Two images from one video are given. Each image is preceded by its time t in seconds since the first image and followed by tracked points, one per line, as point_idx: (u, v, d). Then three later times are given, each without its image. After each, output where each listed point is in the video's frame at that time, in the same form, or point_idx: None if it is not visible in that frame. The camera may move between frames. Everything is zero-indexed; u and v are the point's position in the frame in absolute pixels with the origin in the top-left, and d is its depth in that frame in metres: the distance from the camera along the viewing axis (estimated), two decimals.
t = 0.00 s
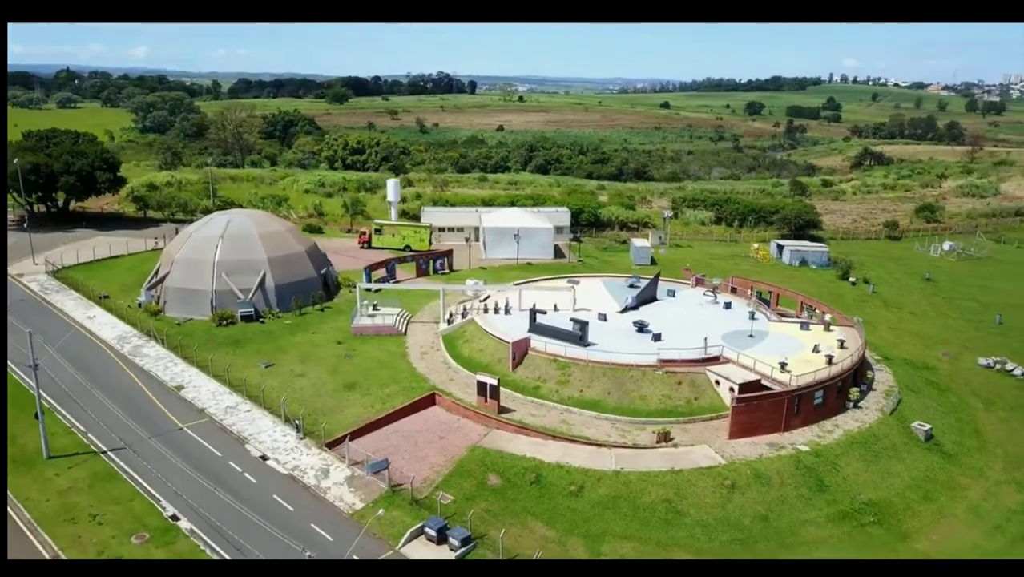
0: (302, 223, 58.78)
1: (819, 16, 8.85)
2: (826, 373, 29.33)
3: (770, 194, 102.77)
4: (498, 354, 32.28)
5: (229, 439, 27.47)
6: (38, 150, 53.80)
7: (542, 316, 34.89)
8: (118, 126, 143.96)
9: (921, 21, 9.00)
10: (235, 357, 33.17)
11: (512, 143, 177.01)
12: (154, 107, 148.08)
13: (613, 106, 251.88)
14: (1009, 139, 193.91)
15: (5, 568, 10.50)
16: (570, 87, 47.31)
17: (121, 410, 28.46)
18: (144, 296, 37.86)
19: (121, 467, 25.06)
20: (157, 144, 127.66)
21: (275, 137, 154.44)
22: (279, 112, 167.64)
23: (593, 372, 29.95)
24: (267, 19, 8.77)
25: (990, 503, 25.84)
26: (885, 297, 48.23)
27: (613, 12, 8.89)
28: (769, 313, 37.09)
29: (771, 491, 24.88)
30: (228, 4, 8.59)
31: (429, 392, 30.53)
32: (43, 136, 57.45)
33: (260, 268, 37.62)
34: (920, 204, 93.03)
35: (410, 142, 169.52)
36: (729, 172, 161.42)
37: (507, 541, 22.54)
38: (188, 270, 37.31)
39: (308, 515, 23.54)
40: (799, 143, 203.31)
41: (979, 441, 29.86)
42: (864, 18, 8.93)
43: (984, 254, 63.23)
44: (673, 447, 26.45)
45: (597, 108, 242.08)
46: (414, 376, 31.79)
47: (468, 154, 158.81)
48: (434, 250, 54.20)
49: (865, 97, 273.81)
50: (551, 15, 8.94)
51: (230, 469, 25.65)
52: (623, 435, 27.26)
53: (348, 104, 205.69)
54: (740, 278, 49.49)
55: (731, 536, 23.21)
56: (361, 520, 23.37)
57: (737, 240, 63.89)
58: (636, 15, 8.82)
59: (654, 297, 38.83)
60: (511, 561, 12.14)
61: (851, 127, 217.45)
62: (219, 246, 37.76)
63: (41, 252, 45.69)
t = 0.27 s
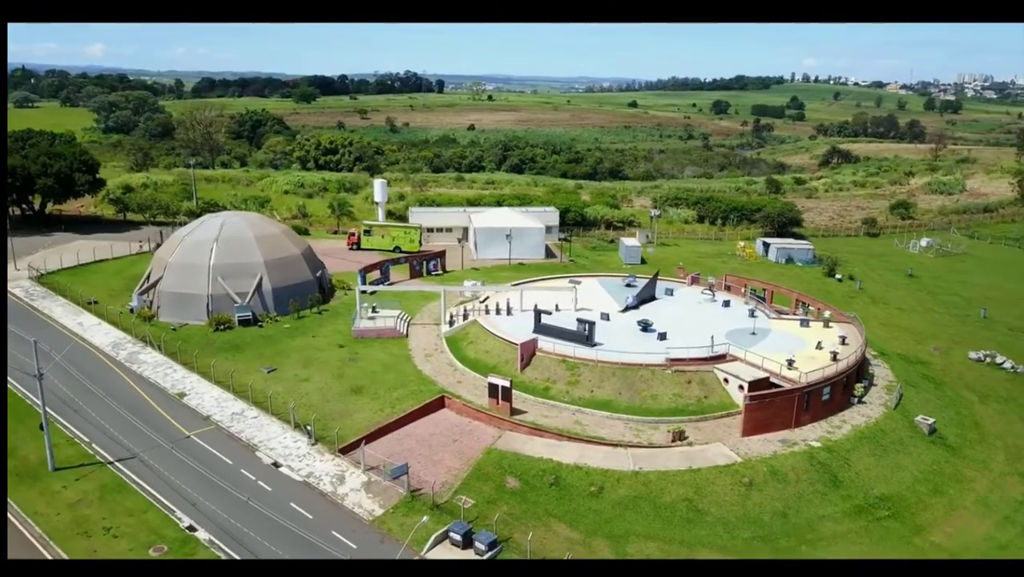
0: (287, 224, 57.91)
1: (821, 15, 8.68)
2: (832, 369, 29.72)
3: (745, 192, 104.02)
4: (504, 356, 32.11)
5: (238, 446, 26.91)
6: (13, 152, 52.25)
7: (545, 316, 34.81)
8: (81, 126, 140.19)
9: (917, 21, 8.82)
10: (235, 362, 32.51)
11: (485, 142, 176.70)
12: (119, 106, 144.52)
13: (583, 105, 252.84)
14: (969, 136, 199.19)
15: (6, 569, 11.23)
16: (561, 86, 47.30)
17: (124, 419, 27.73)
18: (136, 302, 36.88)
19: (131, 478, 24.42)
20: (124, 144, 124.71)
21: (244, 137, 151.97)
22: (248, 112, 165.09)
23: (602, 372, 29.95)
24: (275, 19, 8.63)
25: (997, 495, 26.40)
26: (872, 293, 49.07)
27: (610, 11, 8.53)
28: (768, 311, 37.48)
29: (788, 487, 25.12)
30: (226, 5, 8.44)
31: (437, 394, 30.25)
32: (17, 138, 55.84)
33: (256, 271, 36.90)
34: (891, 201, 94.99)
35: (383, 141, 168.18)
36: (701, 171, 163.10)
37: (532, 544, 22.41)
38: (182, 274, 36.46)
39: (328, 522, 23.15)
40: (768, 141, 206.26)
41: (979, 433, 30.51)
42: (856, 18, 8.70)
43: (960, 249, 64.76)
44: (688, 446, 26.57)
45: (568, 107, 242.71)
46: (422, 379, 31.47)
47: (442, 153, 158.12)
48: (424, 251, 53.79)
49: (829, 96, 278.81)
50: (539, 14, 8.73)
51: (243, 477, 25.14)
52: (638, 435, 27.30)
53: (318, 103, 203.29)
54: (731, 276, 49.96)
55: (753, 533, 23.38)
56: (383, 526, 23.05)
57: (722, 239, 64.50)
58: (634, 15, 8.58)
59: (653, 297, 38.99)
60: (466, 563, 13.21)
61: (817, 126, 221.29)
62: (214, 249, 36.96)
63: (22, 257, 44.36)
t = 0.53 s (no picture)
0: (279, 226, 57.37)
1: (860, 15, 8.75)
2: (837, 367, 29.96)
3: (731, 191, 104.73)
4: (510, 357, 32.02)
5: (245, 451, 26.57)
6: None
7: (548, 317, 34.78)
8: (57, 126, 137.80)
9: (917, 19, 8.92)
10: (237, 365, 32.12)
11: (469, 142, 176.39)
12: (95, 106, 142.19)
13: (564, 105, 253.25)
14: (946, 135, 202.22)
15: (8, 568, 11.69)
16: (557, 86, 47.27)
17: (128, 425, 27.28)
18: (131, 305, 36.27)
19: (138, 485, 24.02)
20: (103, 145, 122.83)
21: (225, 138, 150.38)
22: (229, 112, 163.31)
23: (609, 372, 29.95)
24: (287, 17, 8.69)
25: (1001, 490, 26.78)
26: (864, 291, 49.58)
27: (612, 11, 8.78)
28: (767, 309, 37.72)
29: (799, 485, 25.28)
30: (230, 4, 8.56)
31: (444, 397, 30.08)
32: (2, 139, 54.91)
33: (255, 273, 36.46)
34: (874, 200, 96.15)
35: (366, 141, 167.28)
36: (685, 170, 164.02)
37: (549, 546, 22.36)
38: (180, 277, 35.94)
39: (341, 527, 22.91)
40: (749, 141, 207.81)
41: (980, 429, 30.93)
42: (851, 19, 8.85)
43: (946, 247, 65.69)
44: (699, 445, 26.66)
45: (550, 107, 242.92)
46: (427, 381, 31.30)
47: (427, 153, 157.56)
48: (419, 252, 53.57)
49: (808, 95, 281.76)
50: (540, 13, 8.88)
51: (252, 483, 24.81)
52: (648, 435, 27.34)
53: (298, 103, 201.67)
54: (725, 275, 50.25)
55: (767, 531, 23.49)
56: (397, 530, 22.87)
57: (713, 238, 64.87)
58: (636, 14, 8.77)
59: (653, 296, 39.10)
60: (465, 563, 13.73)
61: (797, 125, 223.52)
62: (212, 251, 36.44)
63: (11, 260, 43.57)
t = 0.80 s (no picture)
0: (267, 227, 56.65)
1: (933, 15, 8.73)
2: (840, 364, 30.27)
3: (712, 190, 105.41)
4: (515, 358, 31.90)
5: (253, 457, 26.15)
6: None
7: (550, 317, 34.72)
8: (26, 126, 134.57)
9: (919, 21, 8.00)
10: (238, 370, 31.63)
11: (448, 142, 175.75)
12: (65, 106, 139.03)
13: (541, 104, 253.37)
14: (917, 134, 205.62)
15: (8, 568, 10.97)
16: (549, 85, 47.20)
17: (131, 432, 26.71)
18: (125, 310, 35.59)
19: (148, 494, 23.52)
20: (75, 145, 120.22)
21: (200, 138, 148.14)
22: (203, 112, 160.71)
23: (616, 372, 29.97)
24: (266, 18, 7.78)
25: (1005, 483, 27.24)
26: (854, 288, 50.18)
27: (612, 11, 7.82)
28: (766, 307, 38.02)
29: (810, 482, 25.49)
30: (229, 2, 7.66)
31: (451, 399, 29.88)
32: None
33: (252, 276, 35.94)
34: (854, 198, 97.37)
35: (344, 141, 165.92)
36: (664, 169, 164.90)
37: (569, 548, 22.30)
38: (175, 280, 35.32)
39: (357, 533, 22.63)
40: (725, 140, 209.43)
41: (978, 423, 31.44)
42: (860, 19, 7.91)
43: (929, 244, 66.68)
44: (709, 444, 26.78)
45: (527, 106, 242.76)
46: (433, 383, 31.09)
47: (406, 153, 156.57)
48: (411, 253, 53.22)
49: (781, 94, 284.95)
50: (536, 12, 7.97)
51: (263, 489, 24.42)
52: (658, 434, 27.40)
53: (273, 103, 199.32)
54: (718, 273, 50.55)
55: (782, 529, 23.66)
56: (414, 534, 22.65)
57: (701, 237, 65.26)
58: (637, 15, 7.82)
59: (652, 295, 39.22)
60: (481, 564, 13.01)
61: (772, 124, 225.94)
62: (208, 254, 35.84)
63: None
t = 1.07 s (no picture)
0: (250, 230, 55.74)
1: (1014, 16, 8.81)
2: (841, 361, 30.68)
3: (688, 188, 106.37)
4: (518, 359, 31.80)
5: (261, 466, 25.65)
6: None
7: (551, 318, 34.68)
8: None
9: (918, 20, 8.65)
10: (237, 375, 31.02)
11: (420, 142, 174.88)
12: (25, 107, 135.27)
13: (510, 104, 253.42)
14: (882, 132, 210.05)
15: None
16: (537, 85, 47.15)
17: (131, 443, 26.01)
18: (114, 316, 34.69)
19: (155, 506, 22.91)
20: (38, 147, 117.03)
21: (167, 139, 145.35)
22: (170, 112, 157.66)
23: (622, 372, 30.00)
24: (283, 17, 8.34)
25: (1004, 475, 27.82)
26: (838, 285, 50.99)
27: (611, 11, 8.46)
28: (760, 306, 38.41)
29: (820, 478, 25.76)
30: (230, 2, 8.22)
31: (456, 402, 29.65)
32: None
33: (247, 280, 35.29)
34: (827, 196, 99.04)
35: (316, 141, 164.18)
36: (637, 168, 166.07)
37: (588, 549, 22.22)
38: (168, 285, 34.53)
39: (374, 539, 22.29)
40: (695, 139, 211.62)
41: (972, 417, 32.10)
42: (858, 17, 8.53)
43: (905, 241, 68.06)
44: (718, 442, 26.95)
45: (499, 105, 242.56)
46: (437, 386, 30.82)
47: (380, 153, 155.45)
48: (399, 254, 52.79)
49: (748, 93, 288.88)
50: (539, 13, 8.51)
51: (273, 498, 23.94)
52: (667, 434, 27.50)
53: (241, 103, 196.51)
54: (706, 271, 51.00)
55: (796, 525, 23.90)
56: (432, 539, 22.38)
57: (683, 235, 65.77)
58: (636, 13, 8.44)
59: (647, 295, 39.43)
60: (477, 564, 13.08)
61: (740, 124, 228.94)
62: (200, 258, 35.07)
63: None
